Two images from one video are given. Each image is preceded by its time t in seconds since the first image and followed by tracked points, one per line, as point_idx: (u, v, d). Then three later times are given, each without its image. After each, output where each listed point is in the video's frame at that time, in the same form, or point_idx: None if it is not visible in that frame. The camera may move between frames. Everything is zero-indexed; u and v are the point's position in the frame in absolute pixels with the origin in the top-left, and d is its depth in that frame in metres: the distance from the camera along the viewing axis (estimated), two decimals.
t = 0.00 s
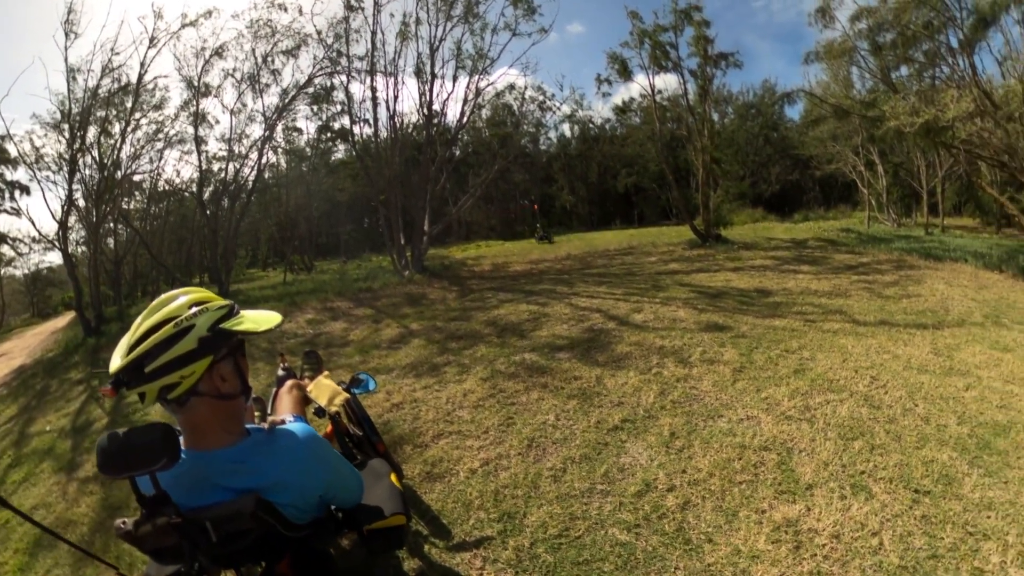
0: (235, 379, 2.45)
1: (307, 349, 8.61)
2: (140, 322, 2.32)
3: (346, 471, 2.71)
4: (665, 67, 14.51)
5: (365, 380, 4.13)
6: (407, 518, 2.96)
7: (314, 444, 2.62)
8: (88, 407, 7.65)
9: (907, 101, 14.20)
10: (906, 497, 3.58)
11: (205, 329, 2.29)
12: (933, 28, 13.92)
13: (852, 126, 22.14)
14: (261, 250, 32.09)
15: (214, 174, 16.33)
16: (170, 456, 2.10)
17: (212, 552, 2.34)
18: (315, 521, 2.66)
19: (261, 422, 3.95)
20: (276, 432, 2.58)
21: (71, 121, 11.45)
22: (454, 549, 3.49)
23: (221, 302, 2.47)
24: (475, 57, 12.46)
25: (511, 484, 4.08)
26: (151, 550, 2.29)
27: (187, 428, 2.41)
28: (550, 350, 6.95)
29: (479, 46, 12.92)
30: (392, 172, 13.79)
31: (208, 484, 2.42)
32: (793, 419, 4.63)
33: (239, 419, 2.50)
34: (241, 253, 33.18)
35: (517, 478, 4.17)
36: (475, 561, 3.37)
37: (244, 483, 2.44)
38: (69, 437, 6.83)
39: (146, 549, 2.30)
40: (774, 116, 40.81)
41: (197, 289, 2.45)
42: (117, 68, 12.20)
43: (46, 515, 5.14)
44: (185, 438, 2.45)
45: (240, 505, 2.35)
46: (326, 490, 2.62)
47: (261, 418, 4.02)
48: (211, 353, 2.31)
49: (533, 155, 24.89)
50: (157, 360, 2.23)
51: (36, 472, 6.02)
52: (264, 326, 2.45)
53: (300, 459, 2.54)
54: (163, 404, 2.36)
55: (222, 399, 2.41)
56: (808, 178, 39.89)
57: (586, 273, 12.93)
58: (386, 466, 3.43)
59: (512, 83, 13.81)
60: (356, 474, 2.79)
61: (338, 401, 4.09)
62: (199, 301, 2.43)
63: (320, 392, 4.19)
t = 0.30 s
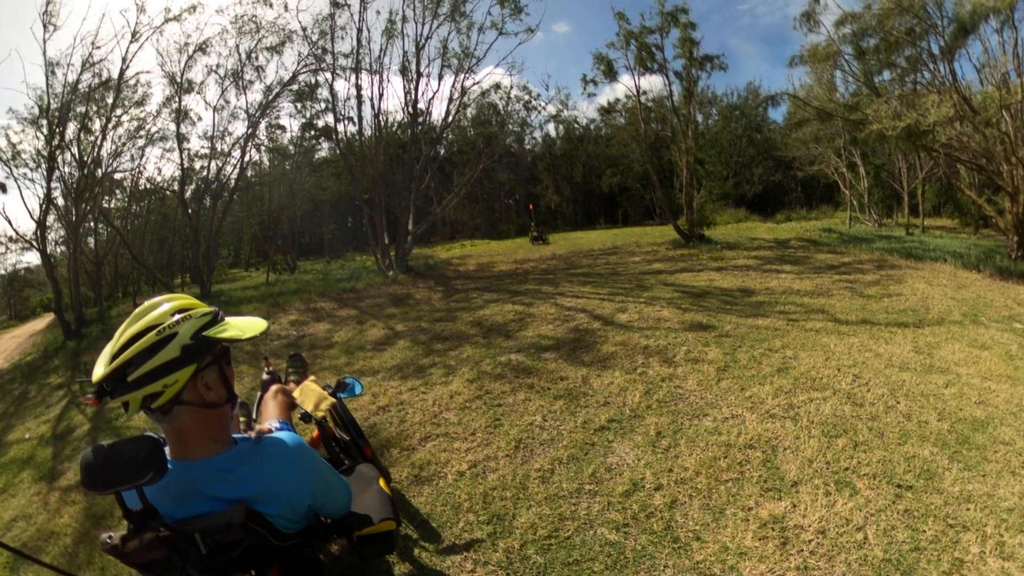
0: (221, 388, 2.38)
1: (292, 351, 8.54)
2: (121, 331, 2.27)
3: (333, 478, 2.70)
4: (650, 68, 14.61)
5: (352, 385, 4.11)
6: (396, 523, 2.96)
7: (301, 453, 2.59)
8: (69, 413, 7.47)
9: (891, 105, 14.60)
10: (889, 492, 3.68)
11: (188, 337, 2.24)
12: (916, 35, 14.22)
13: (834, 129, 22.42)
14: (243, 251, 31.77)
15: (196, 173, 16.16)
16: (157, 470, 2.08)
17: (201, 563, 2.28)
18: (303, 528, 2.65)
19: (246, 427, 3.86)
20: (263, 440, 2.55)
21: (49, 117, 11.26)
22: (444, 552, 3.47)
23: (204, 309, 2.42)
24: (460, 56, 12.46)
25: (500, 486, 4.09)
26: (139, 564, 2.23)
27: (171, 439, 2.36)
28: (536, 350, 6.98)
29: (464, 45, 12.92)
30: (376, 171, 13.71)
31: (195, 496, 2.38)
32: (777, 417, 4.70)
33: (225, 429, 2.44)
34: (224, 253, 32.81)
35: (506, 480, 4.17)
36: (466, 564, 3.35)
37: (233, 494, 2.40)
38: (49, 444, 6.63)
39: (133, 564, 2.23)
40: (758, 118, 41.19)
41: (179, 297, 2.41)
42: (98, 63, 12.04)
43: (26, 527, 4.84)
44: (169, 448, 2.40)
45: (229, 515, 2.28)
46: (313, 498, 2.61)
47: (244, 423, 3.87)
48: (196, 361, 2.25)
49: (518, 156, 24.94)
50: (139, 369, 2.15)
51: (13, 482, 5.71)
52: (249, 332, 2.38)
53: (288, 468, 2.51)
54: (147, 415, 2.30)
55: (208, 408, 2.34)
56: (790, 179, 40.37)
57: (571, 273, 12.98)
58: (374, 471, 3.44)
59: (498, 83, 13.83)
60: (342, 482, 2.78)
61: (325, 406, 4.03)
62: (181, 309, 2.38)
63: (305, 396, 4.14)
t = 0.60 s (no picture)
0: (208, 391, 2.36)
1: (276, 352, 8.48)
2: (107, 334, 2.23)
3: (326, 479, 2.70)
4: (636, 69, 14.70)
5: (339, 386, 4.09)
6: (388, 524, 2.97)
7: (293, 454, 2.58)
8: (52, 417, 7.35)
9: (874, 107, 14.91)
10: (872, 485, 3.76)
11: (175, 340, 2.22)
12: (898, 40, 14.39)
13: (817, 130, 22.68)
14: (226, 250, 31.46)
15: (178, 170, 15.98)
16: (148, 474, 2.03)
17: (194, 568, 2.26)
18: (297, 530, 2.64)
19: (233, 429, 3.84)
20: (254, 442, 2.53)
21: (29, 112, 11.10)
22: (435, 552, 3.48)
23: (191, 312, 2.39)
24: (447, 54, 12.46)
25: (488, 485, 4.11)
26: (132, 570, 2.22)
27: (161, 443, 2.33)
28: (522, 350, 7.02)
29: (451, 44, 12.92)
30: (361, 169, 13.65)
31: (187, 499, 2.36)
32: (760, 414, 4.78)
33: (215, 431, 2.42)
34: (207, 253, 32.48)
35: (494, 479, 4.19)
36: (457, 563, 3.37)
37: (225, 497, 2.39)
38: (31, 449, 6.50)
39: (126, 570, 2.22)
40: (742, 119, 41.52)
41: (166, 299, 2.37)
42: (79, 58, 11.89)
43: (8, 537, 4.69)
44: (159, 452, 2.37)
45: (223, 518, 2.29)
46: (306, 500, 2.61)
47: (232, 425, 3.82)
48: (182, 365, 2.23)
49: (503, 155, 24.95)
50: (126, 372, 2.12)
51: None
52: (236, 334, 2.40)
53: (279, 470, 2.50)
54: (134, 418, 2.27)
55: (195, 411, 2.32)
56: (774, 179, 40.76)
57: (556, 272, 13.02)
58: (363, 471, 3.46)
59: (484, 82, 13.85)
60: (335, 482, 2.78)
61: (313, 408, 4.00)
62: (168, 311, 2.35)
63: (294, 398, 4.11)
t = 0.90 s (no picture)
0: (198, 388, 2.27)
1: (262, 351, 8.43)
2: (94, 331, 2.14)
3: (314, 478, 2.67)
4: (623, 69, 14.79)
5: (327, 385, 3.94)
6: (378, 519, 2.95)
7: (281, 451, 2.54)
8: (34, 422, 6.94)
9: (857, 109, 15.13)
10: (856, 476, 3.85)
11: (163, 336, 2.12)
12: (882, 44, 14.60)
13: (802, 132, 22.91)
14: (210, 249, 31.14)
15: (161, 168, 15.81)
16: (141, 470, 1.96)
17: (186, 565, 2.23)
18: (287, 528, 2.62)
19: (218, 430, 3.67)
20: (242, 440, 2.48)
21: (9, 108, 10.94)
22: (425, 548, 3.45)
23: (179, 307, 2.30)
24: (434, 52, 12.46)
25: (477, 481, 4.10)
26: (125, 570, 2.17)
27: (150, 442, 2.26)
28: (509, 348, 7.06)
29: (439, 42, 12.92)
30: (346, 168, 13.59)
31: (177, 497, 2.31)
32: (745, 408, 4.86)
33: (205, 429, 2.35)
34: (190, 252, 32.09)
35: (483, 474, 4.19)
36: (448, 559, 3.35)
37: (215, 495, 2.34)
38: (12, 457, 6.03)
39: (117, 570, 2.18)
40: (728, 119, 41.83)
41: (153, 295, 2.28)
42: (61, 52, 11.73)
43: None
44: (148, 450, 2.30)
45: (214, 515, 2.24)
46: (295, 498, 2.57)
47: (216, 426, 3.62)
48: (172, 362, 2.13)
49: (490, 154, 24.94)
50: (114, 371, 2.03)
51: None
52: (224, 330, 2.25)
53: (269, 467, 2.46)
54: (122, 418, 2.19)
55: (184, 408, 2.23)
56: (759, 180, 41.14)
57: (543, 271, 13.06)
58: (353, 468, 3.32)
59: (471, 81, 13.86)
60: (323, 480, 2.75)
61: (301, 407, 3.78)
62: (156, 307, 2.26)
63: (280, 398, 3.86)
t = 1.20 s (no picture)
0: (185, 387, 2.22)
1: (249, 352, 8.37)
2: (82, 327, 2.09)
3: (302, 481, 2.61)
4: (612, 70, 14.86)
5: (313, 385, 3.90)
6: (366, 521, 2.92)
7: (270, 453, 2.48)
8: (17, 427, 6.54)
9: (843, 111, 15.30)
10: (842, 472, 3.92)
11: (152, 335, 2.08)
12: (869, 47, 14.75)
13: (789, 133, 23.11)
14: (196, 249, 30.82)
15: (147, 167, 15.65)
16: (124, 474, 1.94)
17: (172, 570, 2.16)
18: (273, 530, 2.55)
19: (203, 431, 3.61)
20: (230, 440, 2.41)
21: None
22: (414, 549, 3.42)
23: (169, 305, 2.26)
24: (423, 51, 12.45)
25: (466, 481, 4.11)
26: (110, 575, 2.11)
27: (136, 441, 2.20)
28: (497, 347, 7.07)
29: (428, 41, 12.91)
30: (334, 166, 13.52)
31: (162, 499, 2.24)
32: (732, 405, 4.91)
33: (191, 429, 2.29)
34: (176, 252, 31.73)
35: (471, 475, 4.19)
36: (437, 560, 3.33)
37: (202, 497, 2.28)
38: None
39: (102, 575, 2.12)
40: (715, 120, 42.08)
41: (142, 292, 2.23)
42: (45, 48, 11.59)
43: None
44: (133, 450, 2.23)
45: (200, 518, 2.16)
46: (282, 501, 2.52)
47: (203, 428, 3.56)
48: (159, 361, 2.09)
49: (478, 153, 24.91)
50: (101, 369, 1.99)
51: None
52: (213, 330, 2.20)
53: (257, 469, 2.40)
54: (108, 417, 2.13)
55: (172, 408, 2.18)
56: (746, 180, 41.45)
57: (531, 271, 13.08)
58: (340, 470, 3.31)
59: (460, 81, 13.86)
60: (310, 483, 2.69)
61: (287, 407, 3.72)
62: (145, 304, 2.21)
63: (265, 398, 3.81)
